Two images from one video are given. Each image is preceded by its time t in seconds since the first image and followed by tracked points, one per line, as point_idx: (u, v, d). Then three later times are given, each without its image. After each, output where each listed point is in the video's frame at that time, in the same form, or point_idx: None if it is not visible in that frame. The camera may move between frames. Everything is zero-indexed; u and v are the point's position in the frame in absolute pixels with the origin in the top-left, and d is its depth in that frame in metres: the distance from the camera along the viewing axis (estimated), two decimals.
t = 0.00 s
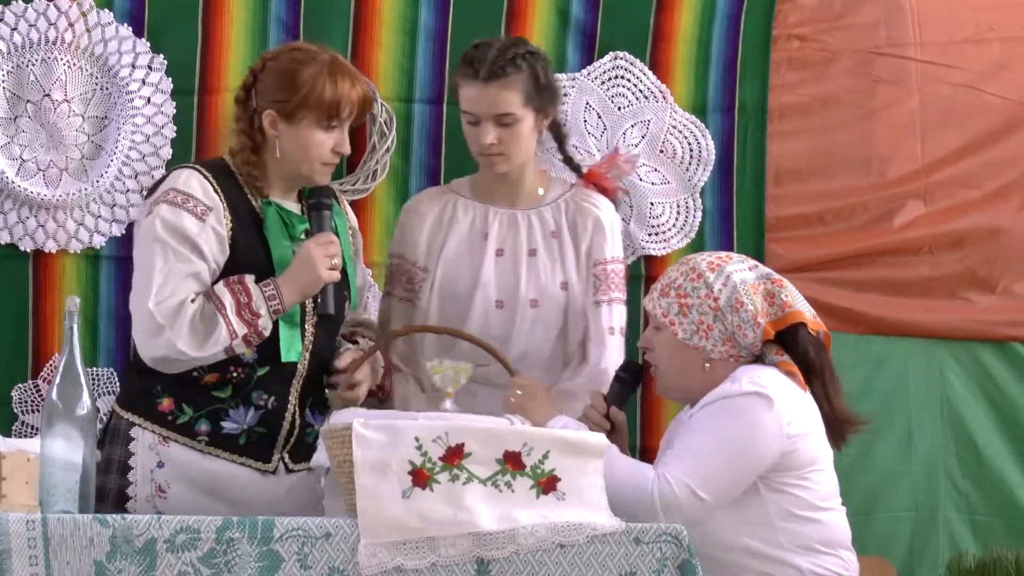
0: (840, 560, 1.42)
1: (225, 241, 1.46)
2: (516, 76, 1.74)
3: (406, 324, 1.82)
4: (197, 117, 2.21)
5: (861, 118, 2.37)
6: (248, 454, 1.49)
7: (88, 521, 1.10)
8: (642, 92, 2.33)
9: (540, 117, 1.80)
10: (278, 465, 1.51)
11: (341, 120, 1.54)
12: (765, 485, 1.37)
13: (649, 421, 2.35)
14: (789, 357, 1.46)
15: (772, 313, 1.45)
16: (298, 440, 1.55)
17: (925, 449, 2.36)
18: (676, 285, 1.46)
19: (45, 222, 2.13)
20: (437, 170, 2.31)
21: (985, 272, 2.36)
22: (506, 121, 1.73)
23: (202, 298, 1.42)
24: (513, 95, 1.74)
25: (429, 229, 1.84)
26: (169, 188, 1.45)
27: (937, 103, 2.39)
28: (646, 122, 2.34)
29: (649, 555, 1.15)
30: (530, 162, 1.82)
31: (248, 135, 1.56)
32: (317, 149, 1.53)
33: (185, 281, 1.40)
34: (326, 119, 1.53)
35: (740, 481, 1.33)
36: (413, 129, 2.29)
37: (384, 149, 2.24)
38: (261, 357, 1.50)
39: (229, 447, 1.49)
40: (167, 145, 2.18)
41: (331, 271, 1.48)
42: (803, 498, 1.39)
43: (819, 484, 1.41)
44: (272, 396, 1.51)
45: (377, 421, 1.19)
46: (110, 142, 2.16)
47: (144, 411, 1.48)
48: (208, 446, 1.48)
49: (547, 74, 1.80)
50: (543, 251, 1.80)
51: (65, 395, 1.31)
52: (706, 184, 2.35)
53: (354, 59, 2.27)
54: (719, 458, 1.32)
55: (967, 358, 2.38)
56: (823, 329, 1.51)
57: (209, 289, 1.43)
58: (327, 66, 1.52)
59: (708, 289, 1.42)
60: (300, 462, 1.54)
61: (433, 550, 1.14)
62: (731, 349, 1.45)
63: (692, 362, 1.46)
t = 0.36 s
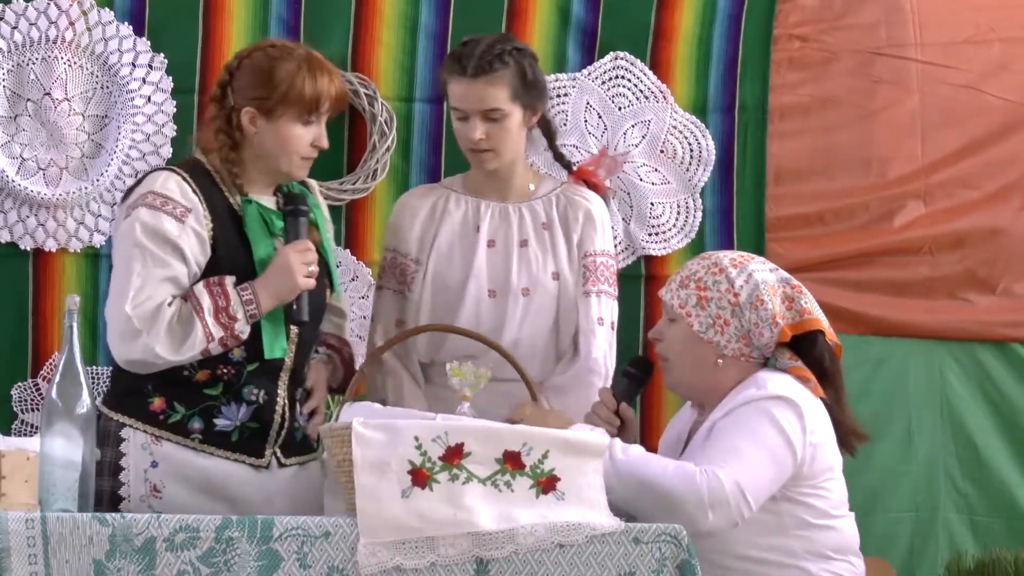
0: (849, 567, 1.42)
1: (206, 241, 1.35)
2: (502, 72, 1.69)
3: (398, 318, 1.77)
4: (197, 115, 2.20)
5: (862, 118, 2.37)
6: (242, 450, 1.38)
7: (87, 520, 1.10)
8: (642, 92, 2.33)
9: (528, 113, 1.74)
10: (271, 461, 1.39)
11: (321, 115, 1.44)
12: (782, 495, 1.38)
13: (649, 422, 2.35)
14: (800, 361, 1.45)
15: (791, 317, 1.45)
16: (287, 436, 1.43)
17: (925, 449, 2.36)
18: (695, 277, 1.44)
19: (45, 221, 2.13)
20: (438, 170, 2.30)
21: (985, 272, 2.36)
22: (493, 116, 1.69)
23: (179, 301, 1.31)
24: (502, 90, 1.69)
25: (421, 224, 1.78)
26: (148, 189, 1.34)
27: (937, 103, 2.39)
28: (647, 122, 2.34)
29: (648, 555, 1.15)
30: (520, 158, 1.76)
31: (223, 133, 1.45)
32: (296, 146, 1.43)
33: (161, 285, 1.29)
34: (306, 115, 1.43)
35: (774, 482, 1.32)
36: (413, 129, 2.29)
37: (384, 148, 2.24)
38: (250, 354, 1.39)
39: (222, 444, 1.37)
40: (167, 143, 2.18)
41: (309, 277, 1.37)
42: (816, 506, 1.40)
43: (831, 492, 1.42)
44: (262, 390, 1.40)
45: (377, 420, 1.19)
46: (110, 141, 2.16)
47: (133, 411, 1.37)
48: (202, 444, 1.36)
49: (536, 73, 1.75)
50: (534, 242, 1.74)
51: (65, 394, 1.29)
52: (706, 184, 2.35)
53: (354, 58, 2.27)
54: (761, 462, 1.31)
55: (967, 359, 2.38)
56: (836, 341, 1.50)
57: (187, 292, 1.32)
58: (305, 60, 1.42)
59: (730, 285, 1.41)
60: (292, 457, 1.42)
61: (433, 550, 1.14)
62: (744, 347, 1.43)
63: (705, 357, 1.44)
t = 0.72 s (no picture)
0: None
1: (156, 238, 1.36)
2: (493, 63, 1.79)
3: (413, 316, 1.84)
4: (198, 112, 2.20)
5: (863, 117, 2.37)
6: (212, 438, 1.40)
7: (87, 516, 1.10)
8: (643, 90, 2.33)
9: (523, 107, 1.81)
10: (242, 447, 1.43)
11: (264, 108, 1.44)
12: (796, 503, 1.39)
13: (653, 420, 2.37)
14: (820, 362, 1.46)
15: (807, 313, 1.43)
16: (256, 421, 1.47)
17: (925, 449, 2.36)
18: (710, 279, 1.45)
19: (46, 217, 2.12)
20: (439, 167, 2.31)
21: (985, 271, 2.36)
22: (479, 101, 1.78)
23: (136, 298, 1.33)
24: (488, 78, 1.78)
25: (438, 220, 1.85)
26: (93, 190, 1.35)
27: (939, 102, 2.39)
28: (648, 120, 2.34)
29: (648, 553, 1.15)
30: (526, 148, 1.83)
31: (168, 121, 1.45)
32: (238, 136, 1.43)
33: (117, 283, 1.31)
34: (248, 106, 1.43)
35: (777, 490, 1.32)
36: (415, 126, 2.30)
37: (386, 144, 2.23)
38: (210, 346, 1.41)
39: (194, 434, 1.39)
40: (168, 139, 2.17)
41: (261, 264, 1.39)
42: (833, 516, 1.40)
43: (849, 501, 1.43)
44: (227, 379, 1.42)
45: (378, 418, 1.19)
46: (111, 137, 2.15)
47: (101, 407, 1.37)
48: (174, 435, 1.38)
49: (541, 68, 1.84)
50: (546, 239, 1.78)
51: (66, 389, 1.25)
52: (708, 181, 2.35)
53: (355, 55, 2.26)
54: (758, 465, 1.31)
55: (968, 358, 2.38)
56: (854, 332, 1.50)
57: (143, 288, 1.34)
58: (253, 53, 1.42)
59: (744, 285, 1.41)
60: (259, 444, 1.46)
61: (433, 547, 1.14)
62: (763, 348, 1.44)
63: (723, 358, 1.45)
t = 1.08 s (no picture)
0: None
1: (134, 232, 1.38)
2: (463, 59, 1.73)
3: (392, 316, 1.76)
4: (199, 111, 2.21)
5: (863, 115, 2.37)
6: (204, 433, 1.41)
7: (87, 515, 1.10)
8: (643, 88, 2.33)
9: (500, 103, 1.74)
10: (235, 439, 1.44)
11: (239, 101, 1.47)
12: (794, 503, 1.38)
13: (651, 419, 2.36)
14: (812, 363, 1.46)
15: (794, 314, 1.44)
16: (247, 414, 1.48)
17: (926, 448, 2.35)
18: (694, 285, 1.44)
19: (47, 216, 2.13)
20: (439, 165, 2.31)
21: (985, 270, 2.36)
22: (454, 100, 1.71)
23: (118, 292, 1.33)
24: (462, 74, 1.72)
25: (421, 223, 1.78)
26: (69, 188, 1.36)
27: (939, 101, 2.39)
28: (648, 118, 2.34)
29: (648, 552, 1.15)
30: (506, 148, 1.76)
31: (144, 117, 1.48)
32: (214, 129, 1.46)
33: (99, 276, 1.31)
34: (224, 100, 1.46)
35: (783, 494, 1.32)
36: (415, 125, 2.30)
37: (386, 143, 2.23)
38: (195, 339, 1.43)
39: (184, 429, 1.39)
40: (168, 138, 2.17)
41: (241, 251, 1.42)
42: (827, 515, 1.40)
43: (844, 498, 1.42)
44: (214, 371, 1.43)
45: (379, 416, 1.19)
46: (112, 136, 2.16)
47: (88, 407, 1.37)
48: (164, 430, 1.38)
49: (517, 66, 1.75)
50: (527, 236, 1.71)
51: (66, 388, 1.26)
52: (708, 180, 2.35)
53: (356, 54, 2.26)
54: (766, 470, 1.31)
55: (968, 357, 2.38)
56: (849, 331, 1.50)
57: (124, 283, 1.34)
58: (226, 47, 1.46)
59: (729, 291, 1.41)
60: (251, 437, 1.47)
61: (433, 546, 1.14)
62: (751, 352, 1.44)
63: (711, 364, 1.45)
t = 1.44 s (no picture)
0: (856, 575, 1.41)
1: (124, 229, 1.38)
2: (440, 58, 1.70)
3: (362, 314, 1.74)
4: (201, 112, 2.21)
5: (866, 114, 2.37)
6: (206, 431, 1.41)
7: (91, 515, 1.10)
8: (645, 87, 2.33)
9: (475, 102, 1.73)
10: (236, 438, 1.44)
11: (224, 96, 1.49)
12: (791, 497, 1.39)
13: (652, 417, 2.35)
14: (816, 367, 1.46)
15: (797, 322, 1.45)
16: (248, 411, 1.48)
17: (929, 446, 2.35)
18: (701, 282, 1.44)
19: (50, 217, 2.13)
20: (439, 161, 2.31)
21: (988, 268, 2.36)
22: (434, 102, 1.68)
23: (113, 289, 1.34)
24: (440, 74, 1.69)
25: (387, 220, 1.75)
26: (58, 189, 1.37)
27: (942, 99, 2.39)
28: (650, 118, 2.34)
29: (652, 551, 1.15)
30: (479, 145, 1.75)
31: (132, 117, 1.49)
32: (201, 124, 1.47)
33: (92, 273, 1.32)
34: (209, 95, 1.48)
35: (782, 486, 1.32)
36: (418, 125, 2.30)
37: (388, 143, 2.23)
38: (192, 335, 1.43)
39: (185, 428, 1.39)
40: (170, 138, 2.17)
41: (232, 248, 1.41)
42: (826, 510, 1.40)
43: (842, 494, 1.43)
44: (211, 368, 1.43)
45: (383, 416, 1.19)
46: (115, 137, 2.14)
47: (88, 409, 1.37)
48: (165, 430, 1.38)
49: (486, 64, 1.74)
50: (498, 234, 1.71)
51: (68, 389, 1.26)
52: (711, 179, 2.34)
53: (357, 54, 2.27)
54: (765, 463, 1.31)
55: (970, 354, 2.38)
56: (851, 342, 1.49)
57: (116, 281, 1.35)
58: (208, 43, 1.48)
59: (733, 292, 1.41)
60: (254, 435, 1.47)
61: (436, 545, 1.14)
62: (750, 353, 1.44)
63: (709, 362, 1.46)
